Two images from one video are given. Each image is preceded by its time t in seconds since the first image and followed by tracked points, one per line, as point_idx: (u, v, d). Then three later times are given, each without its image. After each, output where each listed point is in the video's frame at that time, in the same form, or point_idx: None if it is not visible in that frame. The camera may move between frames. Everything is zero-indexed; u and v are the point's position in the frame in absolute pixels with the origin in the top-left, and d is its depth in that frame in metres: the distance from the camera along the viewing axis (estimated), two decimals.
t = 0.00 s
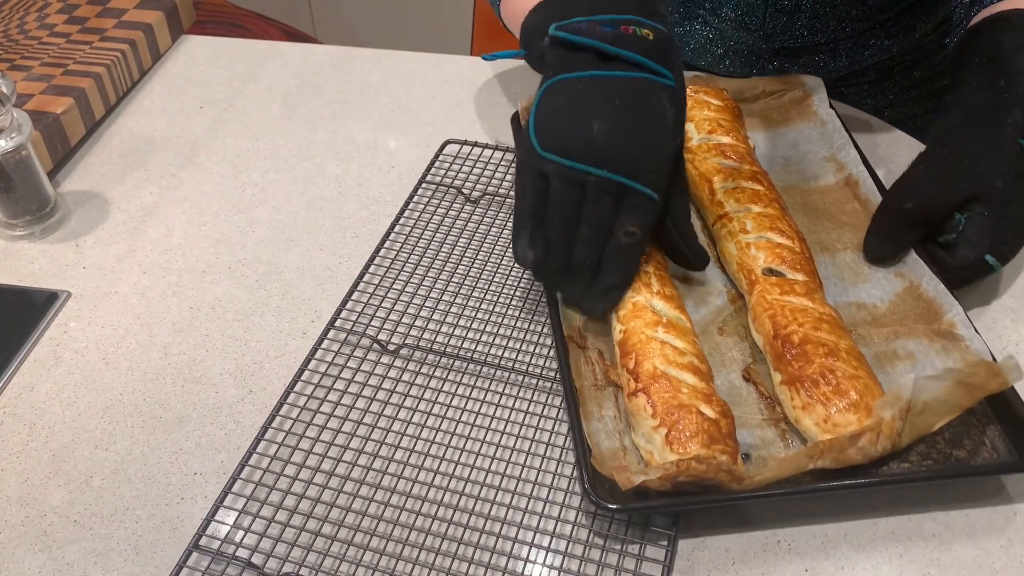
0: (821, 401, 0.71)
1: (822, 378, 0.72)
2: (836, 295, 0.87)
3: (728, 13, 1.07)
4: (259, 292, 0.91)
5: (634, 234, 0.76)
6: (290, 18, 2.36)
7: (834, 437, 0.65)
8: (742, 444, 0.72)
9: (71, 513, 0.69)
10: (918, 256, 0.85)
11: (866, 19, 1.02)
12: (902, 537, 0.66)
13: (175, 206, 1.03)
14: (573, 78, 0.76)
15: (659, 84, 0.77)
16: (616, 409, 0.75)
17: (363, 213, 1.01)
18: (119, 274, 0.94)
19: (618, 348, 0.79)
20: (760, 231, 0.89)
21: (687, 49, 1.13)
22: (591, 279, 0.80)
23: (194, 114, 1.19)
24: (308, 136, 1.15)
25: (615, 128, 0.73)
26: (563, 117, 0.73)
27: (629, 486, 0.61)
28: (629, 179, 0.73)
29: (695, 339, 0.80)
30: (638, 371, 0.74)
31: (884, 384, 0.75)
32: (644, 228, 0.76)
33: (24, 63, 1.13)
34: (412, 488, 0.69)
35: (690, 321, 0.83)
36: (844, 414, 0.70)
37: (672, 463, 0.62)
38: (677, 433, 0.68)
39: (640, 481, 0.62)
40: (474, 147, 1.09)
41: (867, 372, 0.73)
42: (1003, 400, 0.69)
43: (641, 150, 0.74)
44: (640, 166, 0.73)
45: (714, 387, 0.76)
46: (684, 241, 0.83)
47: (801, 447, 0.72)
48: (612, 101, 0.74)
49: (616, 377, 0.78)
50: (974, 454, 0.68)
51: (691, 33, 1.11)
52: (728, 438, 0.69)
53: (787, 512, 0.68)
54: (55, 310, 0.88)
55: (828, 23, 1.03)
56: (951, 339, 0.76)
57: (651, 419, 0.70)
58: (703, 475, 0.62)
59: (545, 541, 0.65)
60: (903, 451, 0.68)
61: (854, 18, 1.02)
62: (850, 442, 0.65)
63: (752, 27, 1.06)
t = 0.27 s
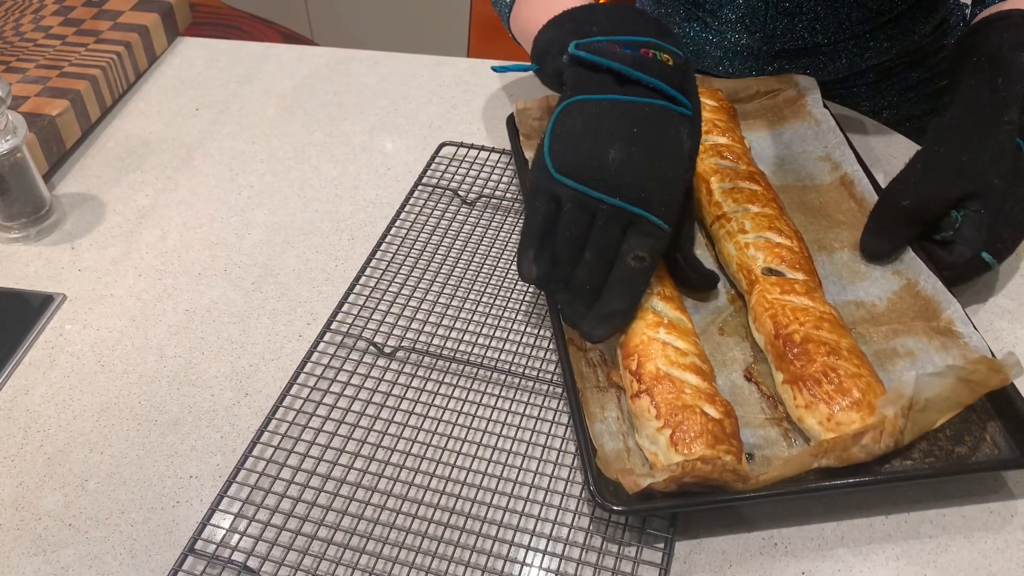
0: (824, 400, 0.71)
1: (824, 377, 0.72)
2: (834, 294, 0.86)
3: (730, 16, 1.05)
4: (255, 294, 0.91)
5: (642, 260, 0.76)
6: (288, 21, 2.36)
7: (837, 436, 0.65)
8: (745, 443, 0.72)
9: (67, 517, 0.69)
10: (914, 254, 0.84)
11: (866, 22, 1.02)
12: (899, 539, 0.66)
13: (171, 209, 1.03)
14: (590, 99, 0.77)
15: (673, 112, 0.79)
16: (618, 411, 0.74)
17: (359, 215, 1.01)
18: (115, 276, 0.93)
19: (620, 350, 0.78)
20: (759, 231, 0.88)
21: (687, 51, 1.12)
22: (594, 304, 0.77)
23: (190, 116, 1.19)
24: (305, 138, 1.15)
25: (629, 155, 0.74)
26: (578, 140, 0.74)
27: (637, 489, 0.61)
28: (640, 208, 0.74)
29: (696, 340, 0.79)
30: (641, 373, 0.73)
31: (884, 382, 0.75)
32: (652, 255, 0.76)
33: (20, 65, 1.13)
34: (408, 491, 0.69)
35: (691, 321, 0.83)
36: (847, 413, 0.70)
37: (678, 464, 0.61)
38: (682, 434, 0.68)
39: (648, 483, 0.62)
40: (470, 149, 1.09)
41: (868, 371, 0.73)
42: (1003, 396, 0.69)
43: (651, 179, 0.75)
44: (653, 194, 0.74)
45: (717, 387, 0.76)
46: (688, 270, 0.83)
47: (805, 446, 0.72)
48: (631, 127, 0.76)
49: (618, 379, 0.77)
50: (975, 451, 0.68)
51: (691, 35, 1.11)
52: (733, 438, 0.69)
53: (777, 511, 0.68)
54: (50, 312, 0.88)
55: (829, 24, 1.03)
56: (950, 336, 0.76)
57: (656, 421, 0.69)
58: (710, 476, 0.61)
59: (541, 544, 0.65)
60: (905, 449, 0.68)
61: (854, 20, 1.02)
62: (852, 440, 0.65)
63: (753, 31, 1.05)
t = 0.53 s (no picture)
0: (828, 399, 0.71)
1: (827, 376, 0.72)
2: (835, 293, 0.86)
3: (736, 19, 1.05)
4: (255, 296, 0.91)
5: (642, 281, 0.74)
6: (288, 22, 2.36)
7: (840, 435, 0.65)
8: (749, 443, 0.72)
9: (67, 519, 0.69)
10: (914, 252, 0.84)
11: (872, 25, 1.02)
12: (900, 541, 0.65)
13: (171, 210, 1.03)
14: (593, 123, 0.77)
15: (678, 134, 0.79)
16: (622, 412, 0.74)
17: (359, 217, 1.01)
18: (115, 278, 0.93)
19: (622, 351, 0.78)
20: (760, 231, 0.88)
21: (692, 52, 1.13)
22: (596, 320, 0.77)
23: (190, 118, 1.19)
24: (305, 139, 1.15)
25: (630, 177, 0.74)
26: (581, 163, 0.75)
27: (643, 490, 0.61)
28: (642, 229, 0.73)
29: (699, 340, 0.79)
30: (644, 374, 0.73)
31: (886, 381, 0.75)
32: (654, 275, 0.75)
33: (20, 66, 1.13)
34: (412, 494, 0.69)
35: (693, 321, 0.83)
36: (851, 412, 0.70)
37: (683, 465, 0.61)
38: (686, 435, 0.68)
39: (654, 486, 0.62)
40: (470, 151, 1.09)
41: (871, 369, 0.73)
42: (1005, 394, 0.69)
43: (652, 200, 0.74)
44: (655, 214, 0.74)
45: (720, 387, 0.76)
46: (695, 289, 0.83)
47: (809, 445, 0.72)
48: (634, 150, 0.76)
49: (623, 380, 0.77)
50: (977, 448, 0.67)
51: (696, 36, 1.11)
52: (736, 438, 0.69)
53: (773, 511, 0.68)
54: (50, 314, 0.88)
55: (835, 28, 1.02)
56: (951, 334, 0.76)
57: (660, 421, 0.69)
58: (714, 477, 0.61)
59: (545, 546, 0.65)
60: (908, 447, 0.68)
61: (860, 24, 1.02)
62: (856, 439, 0.64)
63: (759, 32, 1.05)
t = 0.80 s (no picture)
0: (833, 396, 0.71)
1: (832, 374, 0.72)
2: (838, 291, 0.86)
3: (742, 18, 1.06)
4: (257, 295, 0.91)
5: (638, 279, 0.74)
6: (288, 23, 2.36)
7: (846, 432, 0.65)
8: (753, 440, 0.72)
9: (69, 518, 0.69)
10: (916, 251, 0.84)
11: (878, 26, 1.02)
12: (902, 540, 0.65)
13: (173, 210, 1.03)
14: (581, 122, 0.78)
15: (667, 129, 0.79)
16: (627, 411, 0.74)
17: (361, 217, 1.01)
18: (116, 278, 0.93)
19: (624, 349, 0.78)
20: (763, 229, 0.88)
21: (696, 50, 1.13)
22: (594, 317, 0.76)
23: (191, 118, 1.19)
24: (306, 139, 1.15)
25: (620, 175, 0.74)
26: (570, 164, 0.75)
27: (645, 499, 0.61)
28: (634, 226, 0.73)
29: (699, 334, 0.79)
30: (645, 372, 0.73)
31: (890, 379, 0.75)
32: (648, 272, 0.74)
33: (21, 66, 1.13)
34: (417, 494, 0.69)
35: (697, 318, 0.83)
36: (856, 409, 0.70)
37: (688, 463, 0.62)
38: (691, 433, 0.68)
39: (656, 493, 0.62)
40: (472, 150, 1.09)
41: (875, 367, 0.73)
42: (1008, 392, 0.69)
43: (643, 196, 0.74)
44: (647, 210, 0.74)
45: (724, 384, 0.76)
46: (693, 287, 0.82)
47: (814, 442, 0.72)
48: (623, 146, 0.76)
49: (626, 378, 0.77)
50: (981, 445, 0.67)
51: (701, 34, 1.11)
52: (740, 435, 0.69)
53: (775, 510, 0.68)
54: (51, 314, 0.88)
55: (840, 28, 1.03)
56: (954, 332, 0.76)
57: (660, 421, 0.69)
58: (717, 475, 0.62)
59: (551, 545, 0.65)
60: (912, 444, 0.68)
61: (865, 24, 1.02)
62: (862, 436, 0.64)
63: (765, 31, 1.06)
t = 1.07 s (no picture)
0: (834, 397, 0.71)
1: (833, 374, 0.72)
2: (839, 293, 0.86)
3: (743, 18, 1.07)
4: (259, 296, 0.91)
5: (637, 277, 0.75)
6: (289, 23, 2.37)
7: (847, 433, 0.65)
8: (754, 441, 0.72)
9: (72, 518, 0.69)
10: (917, 253, 0.84)
11: (879, 28, 1.03)
12: (903, 541, 0.66)
13: (175, 210, 1.03)
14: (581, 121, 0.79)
15: (667, 124, 0.79)
16: (628, 410, 0.74)
17: (363, 217, 1.01)
18: (119, 278, 0.94)
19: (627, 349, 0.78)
20: (764, 230, 0.89)
21: (697, 49, 1.13)
22: (595, 314, 0.77)
23: (193, 118, 1.19)
24: (308, 140, 1.15)
25: (618, 172, 0.75)
26: (568, 161, 0.76)
27: (646, 499, 0.61)
28: (632, 223, 0.74)
29: (699, 333, 0.79)
30: (644, 373, 0.73)
31: (891, 380, 0.75)
32: (648, 269, 0.75)
33: (24, 67, 1.13)
34: (419, 494, 0.69)
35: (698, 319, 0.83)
36: (857, 410, 0.70)
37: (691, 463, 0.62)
38: (693, 433, 0.68)
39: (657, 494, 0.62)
40: (473, 151, 1.09)
41: (876, 368, 0.73)
42: (1008, 393, 0.69)
43: (641, 192, 0.74)
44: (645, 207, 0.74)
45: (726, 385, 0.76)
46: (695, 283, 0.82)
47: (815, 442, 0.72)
48: (620, 143, 0.76)
49: (627, 378, 0.77)
50: (981, 446, 0.68)
51: (701, 33, 1.12)
52: (742, 436, 0.69)
53: (775, 510, 0.68)
54: (54, 314, 0.88)
55: (841, 29, 1.03)
56: (954, 333, 0.76)
57: (660, 421, 0.70)
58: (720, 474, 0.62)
59: (552, 545, 0.65)
60: (913, 445, 0.68)
61: (866, 26, 1.02)
62: (862, 437, 0.65)
63: (766, 32, 1.06)
